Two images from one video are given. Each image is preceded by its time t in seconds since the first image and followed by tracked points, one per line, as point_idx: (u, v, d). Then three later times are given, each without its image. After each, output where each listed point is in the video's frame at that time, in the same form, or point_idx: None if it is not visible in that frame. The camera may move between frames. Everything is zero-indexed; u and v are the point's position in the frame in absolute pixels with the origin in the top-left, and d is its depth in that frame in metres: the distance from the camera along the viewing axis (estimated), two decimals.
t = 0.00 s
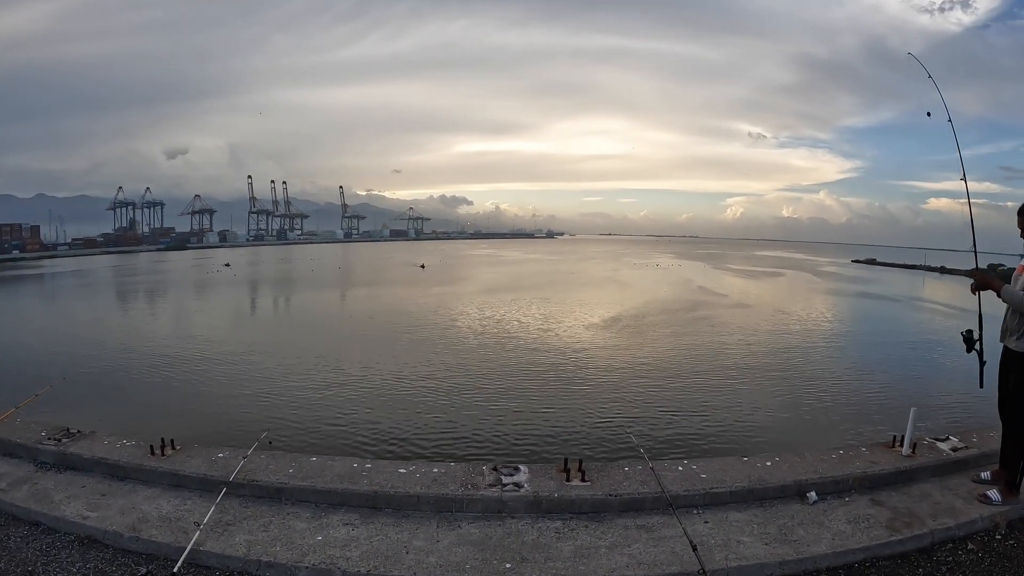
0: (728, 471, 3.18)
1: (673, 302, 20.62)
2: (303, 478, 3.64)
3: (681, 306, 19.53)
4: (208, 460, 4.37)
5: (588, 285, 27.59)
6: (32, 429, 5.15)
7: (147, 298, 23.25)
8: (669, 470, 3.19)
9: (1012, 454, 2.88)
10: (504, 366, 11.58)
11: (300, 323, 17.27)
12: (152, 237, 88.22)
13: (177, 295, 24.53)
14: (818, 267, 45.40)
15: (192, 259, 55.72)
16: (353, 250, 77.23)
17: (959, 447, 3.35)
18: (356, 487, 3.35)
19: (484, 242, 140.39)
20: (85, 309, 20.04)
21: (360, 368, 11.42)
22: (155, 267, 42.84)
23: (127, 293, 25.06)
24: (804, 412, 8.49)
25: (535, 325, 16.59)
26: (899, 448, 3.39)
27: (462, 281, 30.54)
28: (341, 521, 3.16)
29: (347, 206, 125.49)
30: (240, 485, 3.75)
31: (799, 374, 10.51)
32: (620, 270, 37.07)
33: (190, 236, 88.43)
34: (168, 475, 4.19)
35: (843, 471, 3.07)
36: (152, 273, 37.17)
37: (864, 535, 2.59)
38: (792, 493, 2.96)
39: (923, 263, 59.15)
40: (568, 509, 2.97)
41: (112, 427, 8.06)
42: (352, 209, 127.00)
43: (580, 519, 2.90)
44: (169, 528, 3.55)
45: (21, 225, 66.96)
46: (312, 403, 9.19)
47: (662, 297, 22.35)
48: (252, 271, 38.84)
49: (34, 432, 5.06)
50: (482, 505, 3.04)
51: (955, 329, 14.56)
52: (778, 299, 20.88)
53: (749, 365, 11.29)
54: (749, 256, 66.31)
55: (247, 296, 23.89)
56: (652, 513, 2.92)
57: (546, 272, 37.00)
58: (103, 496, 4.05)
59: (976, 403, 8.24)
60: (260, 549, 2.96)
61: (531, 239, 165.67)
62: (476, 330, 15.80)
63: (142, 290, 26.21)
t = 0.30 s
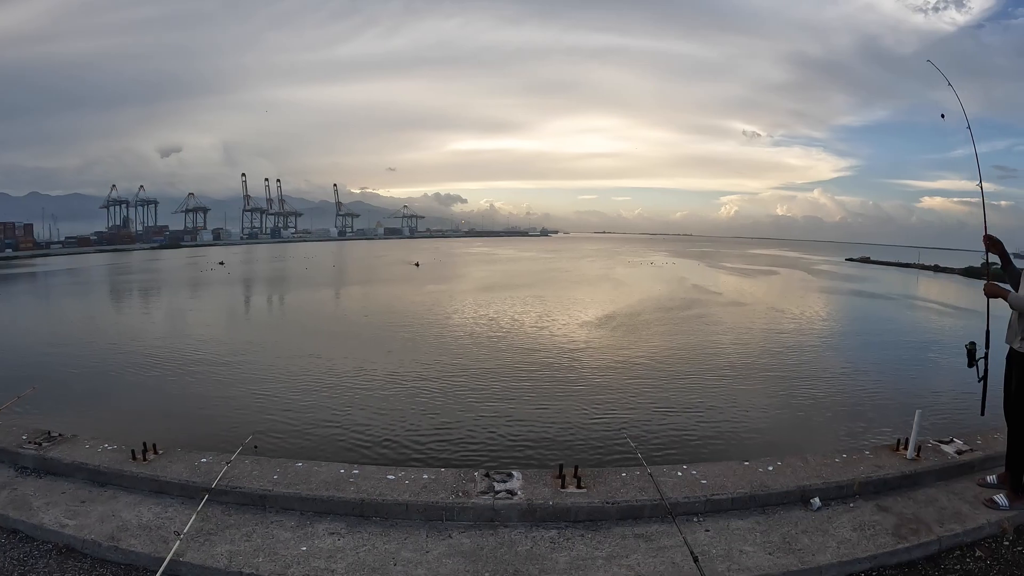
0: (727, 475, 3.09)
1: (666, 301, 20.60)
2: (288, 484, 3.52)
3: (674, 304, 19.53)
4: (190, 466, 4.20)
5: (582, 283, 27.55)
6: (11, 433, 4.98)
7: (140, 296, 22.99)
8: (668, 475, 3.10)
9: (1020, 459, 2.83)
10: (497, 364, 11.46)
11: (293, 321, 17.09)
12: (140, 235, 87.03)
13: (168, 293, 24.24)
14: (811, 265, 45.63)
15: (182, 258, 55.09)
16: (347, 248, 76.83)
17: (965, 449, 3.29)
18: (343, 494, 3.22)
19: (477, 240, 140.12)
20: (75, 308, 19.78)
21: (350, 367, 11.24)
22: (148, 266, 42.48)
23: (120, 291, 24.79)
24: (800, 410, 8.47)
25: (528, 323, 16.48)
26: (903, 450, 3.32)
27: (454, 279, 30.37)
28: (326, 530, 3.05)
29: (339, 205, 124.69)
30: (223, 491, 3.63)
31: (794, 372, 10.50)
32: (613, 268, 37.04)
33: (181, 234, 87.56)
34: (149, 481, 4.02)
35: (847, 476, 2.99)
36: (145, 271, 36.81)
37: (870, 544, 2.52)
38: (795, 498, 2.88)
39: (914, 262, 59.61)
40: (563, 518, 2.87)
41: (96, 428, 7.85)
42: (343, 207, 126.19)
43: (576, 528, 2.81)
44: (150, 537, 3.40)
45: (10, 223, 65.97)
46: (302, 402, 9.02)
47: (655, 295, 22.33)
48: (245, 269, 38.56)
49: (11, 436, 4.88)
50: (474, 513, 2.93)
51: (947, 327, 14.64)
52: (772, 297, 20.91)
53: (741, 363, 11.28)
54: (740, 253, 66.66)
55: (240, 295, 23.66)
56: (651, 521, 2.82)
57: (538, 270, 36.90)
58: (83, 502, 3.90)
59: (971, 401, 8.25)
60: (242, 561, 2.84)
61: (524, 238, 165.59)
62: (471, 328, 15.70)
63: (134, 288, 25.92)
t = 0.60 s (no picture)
0: (717, 483, 2.99)
1: (652, 299, 20.61)
2: (262, 495, 3.36)
3: (659, 303, 19.54)
4: (161, 475, 3.92)
5: (568, 282, 27.52)
6: None
7: (125, 295, 22.67)
8: (656, 484, 2.99)
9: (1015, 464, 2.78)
10: (482, 363, 11.33)
11: (279, 320, 16.82)
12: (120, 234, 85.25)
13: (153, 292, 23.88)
14: (798, 263, 46.08)
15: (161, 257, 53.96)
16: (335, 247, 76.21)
17: (958, 454, 3.24)
18: (317, 507, 3.07)
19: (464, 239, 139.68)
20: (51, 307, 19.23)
21: (333, 367, 11.02)
22: (133, 265, 41.83)
23: (104, 290, 24.40)
24: (789, 408, 8.46)
25: (514, 321, 16.37)
26: (897, 455, 3.26)
27: (440, 278, 30.17)
28: (299, 543, 2.90)
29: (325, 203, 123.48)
30: (195, 503, 3.45)
31: (782, 369, 10.52)
32: (599, 267, 37.06)
33: (165, 233, 86.32)
34: (119, 491, 3.75)
35: (840, 482, 2.92)
36: (131, 270, 36.34)
37: (865, 554, 2.45)
38: (788, 507, 2.79)
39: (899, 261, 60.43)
40: (546, 530, 2.76)
41: (67, 432, 7.53)
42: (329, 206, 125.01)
43: (561, 540, 2.69)
44: (117, 552, 3.17)
45: None
46: (283, 403, 8.78)
47: (641, 293, 22.32)
48: (231, 267, 38.10)
49: None
50: (453, 525, 2.81)
51: (931, 325, 14.80)
52: (760, 296, 21.02)
53: (728, 361, 11.26)
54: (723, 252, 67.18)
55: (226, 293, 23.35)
56: (639, 533, 2.72)
57: (525, 268, 36.81)
58: (51, 513, 3.65)
59: (956, 398, 8.31)
60: None
61: (511, 237, 165.48)
62: (460, 327, 15.57)
63: (120, 287, 25.59)
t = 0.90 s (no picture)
0: (709, 487, 2.93)
1: (634, 297, 20.68)
2: (238, 504, 3.21)
3: (642, 301, 19.62)
4: (135, 484, 3.62)
5: (550, 280, 27.53)
6: None
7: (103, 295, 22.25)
8: (647, 490, 2.92)
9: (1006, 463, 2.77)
10: (465, 362, 11.21)
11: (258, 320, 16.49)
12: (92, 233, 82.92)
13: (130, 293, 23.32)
14: (779, 262, 46.73)
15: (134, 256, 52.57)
16: (317, 246, 75.28)
17: (950, 454, 3.24)
18: (295, 517, 2.94)
19: (446, 238, 139.11)
20: (17, 308, 18.48)
21: (313, 366, 10.78)
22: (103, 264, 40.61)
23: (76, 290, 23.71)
24: (774, 404, 8.52)
25: (497, 320, 16.28)
26: (890, 456, 3.25)
27: (422, 277, 29.93)
28: (276, 556, 2.77)
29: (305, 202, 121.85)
30: (168, 513, 3.28)
31: (766, 366, 10.61)
32: (581, 266, 37.18)
33: (143, 232, 84.51)
34: (91, 501, 3.46)
35: (834, 485, 2.88)
36: (105, 270, 35.45)
37: (862, 559, 2.41)
38: (781, 511, 2.74)
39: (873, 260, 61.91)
40: (534, 539, 2.66)
41: (34, 437, 7.18)
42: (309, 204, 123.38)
43: (549, 550, 2.60)
44: (86, 566, 2.93)
45: None
46: (261, 404, 8.53)
47: (624, 291, 22.40)
48: (207, 266, 37.91)
49: None
50: (437, 535, 2.70)
51: (908, 323, 15.11)
52: (742, 294, 21.24)
53: (711, 359, 11.32)
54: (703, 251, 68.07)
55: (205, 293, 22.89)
56: (629, 540, 2.64)
57: (507, 267, 36.76)
58: (19, 527, 3.37)
59: (937, 395, 8.46)
60: None
61: (493, 236, 165.31)
62: (444, 326, 15.43)
63: (100, 287, 25.12)
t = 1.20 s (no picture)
0: (708, 491, 2.89)
1: (615, 295, 20.78)
2: (221, 516, 3.06)
3: (623, 299, 19.71)
4: (110, 495, 3.41)
5: (531, 279, 27.48)
6: None
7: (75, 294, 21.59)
8: (646, 495, 2.86)
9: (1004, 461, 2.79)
10: (449, 360, 11.09)
11: (235, 319, 16.07)
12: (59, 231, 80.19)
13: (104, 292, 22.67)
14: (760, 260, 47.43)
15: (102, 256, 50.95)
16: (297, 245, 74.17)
17: (948, 452, 3.26)
18: (281, 529, 2.81)
19: (426, 237, 138.28)
20: None
21: (293, 366, 10.54)
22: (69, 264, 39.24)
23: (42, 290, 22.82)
24: (760, 401, 8.59)
25: (480, 319, 16.17)
26: (888, 455, 3.25)
27: (402, 275, 29.63)
28: (263, 571, 2.64)
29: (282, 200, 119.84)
30: (146, 527, 3.12)
31: (751, 364, 10.72)
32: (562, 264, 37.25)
33: (115, 231, 82.28)
34: (63, 514, 3.27)
35: (835, 486, 2.87)
36: (74, 269, 34.27)
37: (867, 562, 2.39)
38: (782, 515, 2.72)
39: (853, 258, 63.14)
40: (532, 548, 2.59)
41: None
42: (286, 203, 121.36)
43: (548, 559, 2.53)
44: None
45: None
46: (239, 406, 8.28)
47: (606, 290, 22.47)
48: (180, 266, 36.92)
49: None
50: (430, 547, 2.60)
51: (887, 320, 15.44)
52: (725, 292, 21.49)
53: (694, 356, 11.39)
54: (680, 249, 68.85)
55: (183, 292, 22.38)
56: (630, 548, 2.58)
57: (488, 265, 36.61)
58: None
59: (917, 391, 8.63)
60: None
61: (474, 235, 164.87)
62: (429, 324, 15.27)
63: (67, 287, 24.20)
